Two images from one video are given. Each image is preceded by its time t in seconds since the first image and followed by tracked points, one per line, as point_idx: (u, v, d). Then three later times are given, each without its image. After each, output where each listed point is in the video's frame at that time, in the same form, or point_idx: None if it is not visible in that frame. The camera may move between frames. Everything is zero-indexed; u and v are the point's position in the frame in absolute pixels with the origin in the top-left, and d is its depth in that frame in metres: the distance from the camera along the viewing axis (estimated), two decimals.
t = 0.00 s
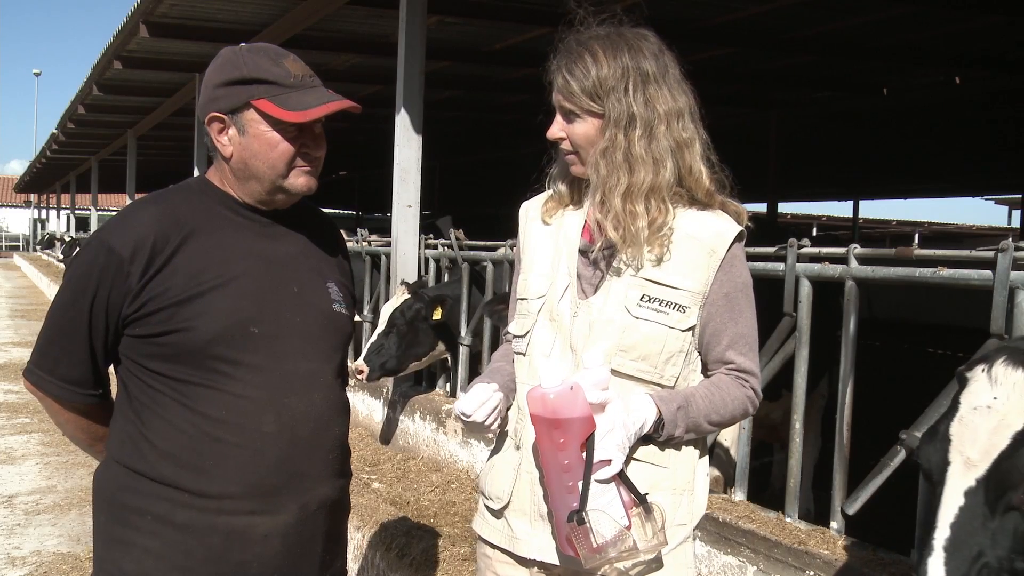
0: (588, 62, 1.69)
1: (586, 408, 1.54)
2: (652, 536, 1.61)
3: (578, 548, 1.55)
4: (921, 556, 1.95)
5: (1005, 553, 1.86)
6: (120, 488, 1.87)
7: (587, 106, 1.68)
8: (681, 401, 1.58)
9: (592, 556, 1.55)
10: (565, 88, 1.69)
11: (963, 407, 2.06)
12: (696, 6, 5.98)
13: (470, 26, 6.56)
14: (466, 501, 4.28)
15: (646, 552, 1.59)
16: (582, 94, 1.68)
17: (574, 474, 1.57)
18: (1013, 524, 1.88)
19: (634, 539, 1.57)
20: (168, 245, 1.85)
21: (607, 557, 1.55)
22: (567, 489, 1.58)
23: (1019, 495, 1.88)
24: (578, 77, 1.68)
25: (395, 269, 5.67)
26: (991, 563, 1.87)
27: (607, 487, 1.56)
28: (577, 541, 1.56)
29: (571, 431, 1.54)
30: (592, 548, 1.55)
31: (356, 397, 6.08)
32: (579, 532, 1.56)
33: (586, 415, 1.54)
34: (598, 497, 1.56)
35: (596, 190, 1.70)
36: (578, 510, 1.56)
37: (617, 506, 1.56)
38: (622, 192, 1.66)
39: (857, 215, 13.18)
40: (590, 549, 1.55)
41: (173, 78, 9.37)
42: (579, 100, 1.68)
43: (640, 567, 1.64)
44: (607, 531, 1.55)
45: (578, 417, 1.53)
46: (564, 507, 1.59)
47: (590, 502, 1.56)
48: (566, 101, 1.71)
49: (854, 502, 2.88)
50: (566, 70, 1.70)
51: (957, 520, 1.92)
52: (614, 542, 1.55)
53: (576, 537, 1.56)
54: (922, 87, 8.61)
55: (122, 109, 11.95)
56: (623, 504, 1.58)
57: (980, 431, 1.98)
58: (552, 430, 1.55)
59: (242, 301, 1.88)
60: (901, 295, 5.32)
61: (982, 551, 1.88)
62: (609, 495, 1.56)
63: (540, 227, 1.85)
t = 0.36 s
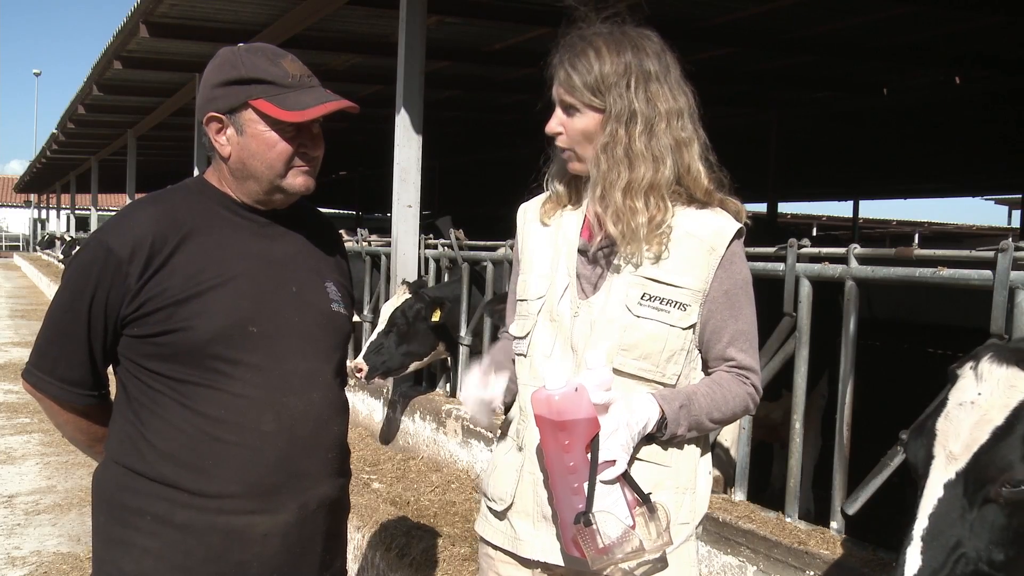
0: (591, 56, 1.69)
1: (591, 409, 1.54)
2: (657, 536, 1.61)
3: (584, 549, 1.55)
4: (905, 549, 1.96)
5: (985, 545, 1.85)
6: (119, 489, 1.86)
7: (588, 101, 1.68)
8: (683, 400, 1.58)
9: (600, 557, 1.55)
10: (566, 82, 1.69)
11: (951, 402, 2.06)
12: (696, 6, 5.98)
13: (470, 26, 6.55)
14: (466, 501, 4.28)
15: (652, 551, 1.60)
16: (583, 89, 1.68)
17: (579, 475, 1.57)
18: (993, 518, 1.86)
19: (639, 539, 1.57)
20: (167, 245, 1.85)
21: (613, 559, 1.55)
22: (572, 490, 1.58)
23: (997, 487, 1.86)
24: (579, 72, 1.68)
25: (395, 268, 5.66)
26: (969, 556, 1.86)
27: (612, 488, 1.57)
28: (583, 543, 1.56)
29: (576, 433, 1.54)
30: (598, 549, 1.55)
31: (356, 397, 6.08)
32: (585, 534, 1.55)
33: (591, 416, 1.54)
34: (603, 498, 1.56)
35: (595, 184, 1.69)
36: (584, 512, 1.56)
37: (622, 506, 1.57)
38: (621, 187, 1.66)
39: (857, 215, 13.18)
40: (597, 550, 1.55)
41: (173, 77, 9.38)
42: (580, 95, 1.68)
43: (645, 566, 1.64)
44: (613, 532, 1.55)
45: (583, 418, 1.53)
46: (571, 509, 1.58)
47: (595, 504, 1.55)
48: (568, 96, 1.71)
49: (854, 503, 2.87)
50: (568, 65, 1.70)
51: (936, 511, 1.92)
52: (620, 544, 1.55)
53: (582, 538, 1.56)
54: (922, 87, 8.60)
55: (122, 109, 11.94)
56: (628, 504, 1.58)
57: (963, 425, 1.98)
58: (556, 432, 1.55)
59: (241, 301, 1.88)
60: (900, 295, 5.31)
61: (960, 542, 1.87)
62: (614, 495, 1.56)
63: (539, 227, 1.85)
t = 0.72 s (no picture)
0: (590, 57, 1.69)
1: (593, 409, 1.54)
2: (658, 536, 1.61)
3: (586, 548, 1.54)
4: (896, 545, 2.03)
5: (975, 545, 1.93)
6: (116, 488, 1.86)
7: (588, 102, 1.68)
8: (685, 401, 1.58)
9: (602, 557, 1.55)
10: (566, 84, 1.70)
11: (943, 404, 2.12)
12: (696, 6, 5.98)
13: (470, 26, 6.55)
14: (466, 501, 4.28)
15: (653, 551, 1.60)
16: (583, 90, 1.68)
17: (582, 475, 1.57)
18: (982, 517, 1.93)
19: (639, 539, 1.58)
20: (164, 245, 1.85)
21: (617, 558, 1.55)
22: (575, 490, 1.58)
23: (987, 488, 1.93)
24: (579, 74, 1.69)
25: (395, 268, 5.66)
26: (960, 555, 1.93)
27: (613, 489, 1.57)
28: (585, 542, 1.55)
29: (580, 433, 1.54)
30: (600, 549, 1.55)
31: (356, 397, 6.08)
32: (587, 534, 1.54)
33: (595, 417, 1.54)
34: (604, 498, 1.56)
35: (596, 186, 1.69)
36: (586, 512, 1.55)
37: (624, 506, 1.57)
38: (621, 189, 1.65)
39: (857, 215, 13.18)
40: (598, 550, 1.55)
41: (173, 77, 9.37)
42: (580, 96, 1.69)
43: (646, 566, 1.64)
44: (614, 532, 1.56)
45: (586, 418, 1.53)
46: (572, 509, 1.59)
47: (597, 504, 1.56)
48: (568, 97, 1.71)
49: (853, 502, 2.88)
50: (568, 66, 1.71)
51: (927, 511, 1.99)
52: (622, 543, 1.55)
53: (584, 538, 1.55)
54: (922, 87, 8.60)
55: (122, 109, 11.94)
56: (628, 503, 1.59)
57: (954, 426, 2.04)
58: (560, 432, 1.55)
59: (238, 300, 1.88)
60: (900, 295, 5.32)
61: (951, 542, 1.94)
62: (615, 496, 1.57)
63: (541, 225, 1.85)
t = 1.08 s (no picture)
0: (586, 64, 1.69)
1: (588, 409, 1.55)
2: (654, 538, 1.61)
3: (583, 550, 1.56)
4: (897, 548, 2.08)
5: (973, 546, 1.98)
6: (116, 488, 1.86)
7: (586, 108, 1.68)
8: (680, 403, 1.58)
9: (597, 558, 1.56)
10: (563, 91, 1.69)
11: (944, 407, 2.19)
12: (696, 6, 5.98)
13: (470, 26, 6.55)
14: (466, 501, 4.28)
15: (650, 553, 1.61)
16: (581, 97, 1.68)
17: (577, 476, 1.58)
18: (980, 521, 1.99)
19: (637, 540, 1.58)
20: (163, 244, 1.85)
21: (610, 559, 1.57)
22: (571, 491, 1.59)
23: (985, 491, 1.99)
24: (576, 81, 1.68)
25: (394, 268, 5.65)
26: (957, 557, 1.99)
27: (609, 490, 1.56)
28: (582, 544, 1.56)
29: (574, 433, 1.55)
30: (596, 551, 1.56)
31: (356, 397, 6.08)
32: (584, 535, 1.56)
33: (590, 417, 1.55)
34: (601, 499, 1.55)
35: (598, 191, 1.69)
36: (582, 512, 1.56)
37: (619, 509, 1.56)
38: (624, 193, 1.66)
39: (857, 215, 13.19)
40: (594, 551, 1.56)
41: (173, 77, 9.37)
42: (578, 103, 1.68)
43: (644, 569, 1.65)
44: (611, 533, 1.55)
45: (582, 418, 1.54)
46: (568, 509, 1.59)
47: (594, 504, 1.56)
48: (566, 104, 1.71)
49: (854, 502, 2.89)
50: (564, 73, 1.70)
51: (925, 513, 2.05)
52: (618, 545, 1.56)
53: (581, 539, 1.56)
54: (922, 87, 8.60)
55: (122, 109, 11.94)
56: (625, 505, 1.58)
57: (953, 429, 2.11)
58: (555, 432, 1.56)
59: (236, 299, 1.88)
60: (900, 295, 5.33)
61: (949, 544, 2.00)
62: (611, 497, 1.56)
63: (540, 227, 1.85)
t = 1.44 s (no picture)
0: (583, 62, 1.69)
1: (585, 409, 1.55)
2: (654, 537, 1.61)
3: (580, 549, 1.56)
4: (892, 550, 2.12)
5: (966, 552, 2.02)
6: (112, 484, 1.87)
7: (582, 106, 1.68)
8: (680, 402, 1.58)
9: (595, 557, 1.55)
10: (560, 90, 1.70)
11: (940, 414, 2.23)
12: (697, 6, 5.98)
13: (471, 26, 6.55)
14: (467, 501, 4.28)
15: (648, 552, 1.60)
16: (578, 95, 1.68)
17: (574, 475, 1.58)
18: (974, 525, 2.04)
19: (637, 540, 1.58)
20: (159, 241, 1.85)
21: (609, 559, 1.55)
22: (568, 490, 1.59)
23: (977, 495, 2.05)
24: (572, 79, 1.69)
25: (394, 267, 5.64)
26: (951, 562, 2.03)
27: (608, 489, 1.56)
28: (579, 542, 1.56)
29: (571, 433, 1.55)
30: (594, 550, 1.55)
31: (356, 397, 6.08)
32: (581, 533, 1.56)
33: (586, 417, 1.55)
34: (598, 498, 1.55)
35: (594, 189, 1.69)
36: (579, 511, 1.56)
37: (618, 507, 1.56)
38: (619, 191, 1.66)
39: (857, 215, 13.19)
40: (592, 550, 1.55)
41: (173, 77, 9.37)
42: (575, 101, 1.69)
43: (643, 570, 1.65)
44: (610, 533, 1.55)
45: (579, 419, 1.54)
46: (565, 508, 1.59)
47: (591, 503, 1.56)
48: (562, 103, 1.71)
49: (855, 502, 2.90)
50: (560, 71, 1.71)
51: (919, 518, 2.09)
52: (617, 544, 1.55)
53: (578, 538, 1.56)
54: (922, 87, 8.59)
55: (122, 109, 11.94)
56: (625, 505, 1.57)
57: (949, 435, 2.15)
58: (552, 432, 1.56)
59: (232, 297, 1.88)
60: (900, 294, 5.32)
61: (942, 548, 2.04)
62: (610, 496, 1.56)
63: (538, 228, 1.85)
